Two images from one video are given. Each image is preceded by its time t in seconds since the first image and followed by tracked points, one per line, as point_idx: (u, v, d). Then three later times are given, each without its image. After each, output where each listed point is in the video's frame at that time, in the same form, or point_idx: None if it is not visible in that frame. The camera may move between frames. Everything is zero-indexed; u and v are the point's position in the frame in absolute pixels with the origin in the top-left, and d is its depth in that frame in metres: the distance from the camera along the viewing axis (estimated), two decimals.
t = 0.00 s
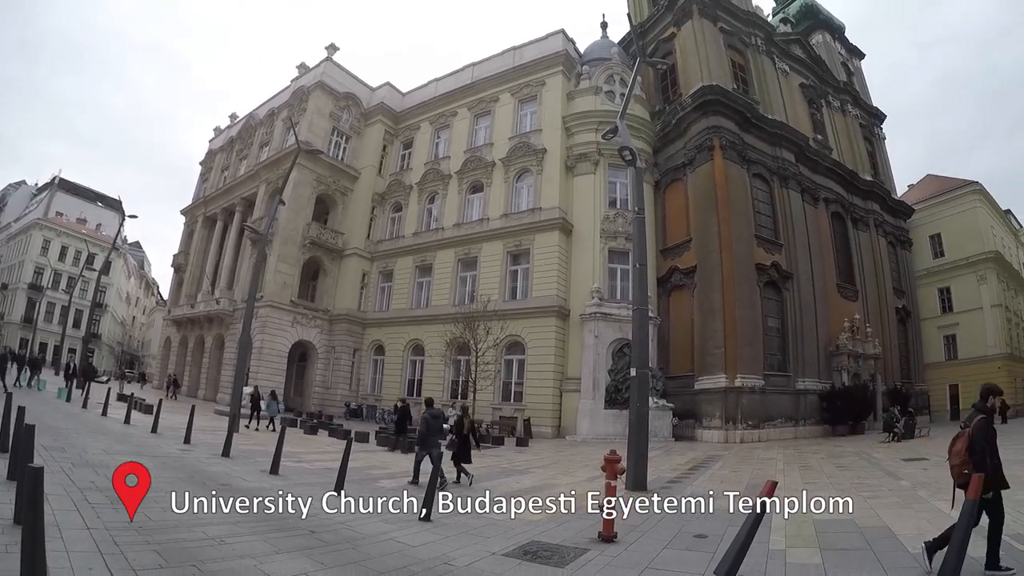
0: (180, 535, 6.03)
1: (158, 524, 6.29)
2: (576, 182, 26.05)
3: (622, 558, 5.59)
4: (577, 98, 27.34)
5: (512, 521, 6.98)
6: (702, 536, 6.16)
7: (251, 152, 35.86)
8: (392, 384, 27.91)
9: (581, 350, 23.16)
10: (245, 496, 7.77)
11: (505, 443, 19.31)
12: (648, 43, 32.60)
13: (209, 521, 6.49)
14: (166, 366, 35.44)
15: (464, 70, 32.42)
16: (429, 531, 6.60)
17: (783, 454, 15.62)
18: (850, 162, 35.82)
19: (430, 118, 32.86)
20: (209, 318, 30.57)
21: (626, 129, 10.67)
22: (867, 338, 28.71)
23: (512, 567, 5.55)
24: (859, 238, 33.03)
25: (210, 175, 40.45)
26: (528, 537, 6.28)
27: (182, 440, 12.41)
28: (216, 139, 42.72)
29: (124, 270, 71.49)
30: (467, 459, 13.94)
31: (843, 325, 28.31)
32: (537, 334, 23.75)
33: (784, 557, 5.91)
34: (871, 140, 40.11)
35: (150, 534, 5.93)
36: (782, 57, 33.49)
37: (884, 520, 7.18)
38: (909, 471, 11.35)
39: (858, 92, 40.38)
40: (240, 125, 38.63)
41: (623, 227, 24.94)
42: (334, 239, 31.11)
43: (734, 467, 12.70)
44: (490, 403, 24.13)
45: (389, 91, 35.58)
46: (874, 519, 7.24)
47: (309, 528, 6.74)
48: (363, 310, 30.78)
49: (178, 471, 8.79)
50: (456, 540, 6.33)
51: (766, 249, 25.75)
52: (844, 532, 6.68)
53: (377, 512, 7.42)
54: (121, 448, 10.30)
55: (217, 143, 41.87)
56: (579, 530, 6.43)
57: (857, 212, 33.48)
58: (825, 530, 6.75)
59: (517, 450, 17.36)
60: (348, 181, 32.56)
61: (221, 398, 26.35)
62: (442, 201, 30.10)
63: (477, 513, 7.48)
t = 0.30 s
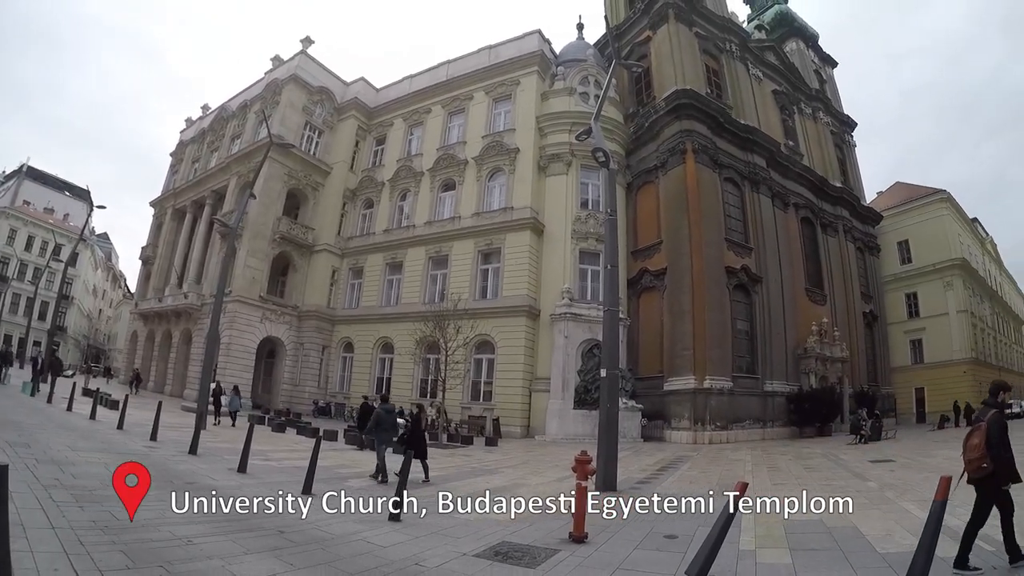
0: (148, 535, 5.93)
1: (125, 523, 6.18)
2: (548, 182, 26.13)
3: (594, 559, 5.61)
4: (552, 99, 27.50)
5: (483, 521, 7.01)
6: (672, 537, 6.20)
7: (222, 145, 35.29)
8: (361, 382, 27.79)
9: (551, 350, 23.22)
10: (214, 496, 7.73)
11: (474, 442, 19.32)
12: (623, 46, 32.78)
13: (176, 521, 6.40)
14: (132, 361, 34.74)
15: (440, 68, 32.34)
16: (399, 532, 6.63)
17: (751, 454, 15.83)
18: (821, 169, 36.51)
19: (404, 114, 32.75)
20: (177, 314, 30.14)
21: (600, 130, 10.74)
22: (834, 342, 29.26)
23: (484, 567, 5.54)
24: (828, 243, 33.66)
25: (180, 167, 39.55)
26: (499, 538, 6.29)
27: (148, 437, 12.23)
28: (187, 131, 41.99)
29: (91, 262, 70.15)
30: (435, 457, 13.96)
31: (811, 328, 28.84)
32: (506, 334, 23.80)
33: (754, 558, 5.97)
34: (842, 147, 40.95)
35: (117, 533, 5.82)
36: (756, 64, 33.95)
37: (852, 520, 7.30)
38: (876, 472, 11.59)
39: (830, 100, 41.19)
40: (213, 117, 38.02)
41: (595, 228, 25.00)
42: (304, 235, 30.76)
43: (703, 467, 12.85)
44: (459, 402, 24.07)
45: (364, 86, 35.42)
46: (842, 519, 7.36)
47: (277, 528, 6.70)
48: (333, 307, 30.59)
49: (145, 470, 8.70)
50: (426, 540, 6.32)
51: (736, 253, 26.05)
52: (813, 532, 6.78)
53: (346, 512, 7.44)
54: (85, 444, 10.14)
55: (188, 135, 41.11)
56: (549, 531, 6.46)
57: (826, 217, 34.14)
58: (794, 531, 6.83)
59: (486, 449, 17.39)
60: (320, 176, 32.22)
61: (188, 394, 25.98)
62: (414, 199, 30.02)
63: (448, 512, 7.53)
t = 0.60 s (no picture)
0: (107, 534, 5.81)
1: (83, 522, 6.06)
2: (516, 180, 26.24)
3: (558, 557, 5.66)
4: (522, 97, 27.61)
5: (447, 517, 7.07)
6: (635, 535, 6.28)
7: (187, 132, 34.49)
8: (323, 377, 27.59)
9: (514, 348, 23.36)
10: (177, 494, 7.69)
11: (436, 439, 19.36)
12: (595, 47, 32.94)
13: (137, 519, 6.29)
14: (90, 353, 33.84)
15: (410, 62, 32.18)
16: (363, 530, 6.64)
17: (711, 454, 16.12)
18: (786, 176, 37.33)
19: (373, 107, 32.50)
20: (137, 305, 29.52)
21: (570, 130, 10.82)
22: (795, 344, 29.94)
23: (448, 566, 5.54)
24: (791, 248, 34.44)
25: (144, 154, 38.34)
26: (462, 536, 6.32)
27: (106, 433, 11.99)
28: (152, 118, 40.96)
29: (50, 250, 68.15)
30: (398, 454, 13.95)
31: (772, 330, 29.48)
32: (468, 331, 23.87)
33: (715, 555, 6.08)
34: (807, 154, 41.97)
35: (75, 532, 5.70)
36: (726, 70, 34.45)
37: (812, 519, 7.48)
38: (834, 472, 11.92)
39: (798, 108, 42.15)
40: (179, 104, 37.11)
41: (560, 227, 25.27)
42: (269, 227, 30.30)
43: (664, 466, 13.04)
44: (422, 399, 24.01)
45: (333, 78, 35.09)
46: (802, 518, 7.53)
47: (239, 526, 6.64)
48: (295, 301, 30.27)
49: (104, 468, 8.59)
50: (390, 539, 6.32)
51: (700, 255, 26.40)
52: (773, 531, 6.91)
53: (310, 509, 7.50)
54: (41, 439, 9.94)
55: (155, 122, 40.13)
56: (513, 529, 6.51)
57: (790, 222, 34.89)
58: (755, 529, 6.96)
59: (448, 446, 17.44)
60: (285, 168, 31.74)
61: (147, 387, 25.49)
62: (380, 193, 29.85)
63: (413, 509, 7.62)
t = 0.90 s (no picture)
0: (70, 530, 5.69)
1: (46, 517, 5.94)
2: (488, 177, 26.28)
3: (527, 554, 5.66)
4: (497, 94, 27.65)
5: (417, 514, 7.07)
6: (605, 533, 6.32)
7: (159, 120, 33.76)
8: (290, 371, 27.33)
9: (483, 345, 23.46)
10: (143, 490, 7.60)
11: (404, 435, 19.33)
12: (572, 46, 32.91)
13: (102, 515, 6.18)
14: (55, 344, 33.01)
15: (386, 55, 31.95)
16: (331, 527, 6.60)
17: (679, 453, 16.33)
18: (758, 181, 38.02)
19: (347, 99, 32.21)
20: (103, 295, 28.91)
21: (543, 129, 10.93)
22: (762, 347, 30.50)
23: (415, 563, 5.51)
24: (760, 251, 35.08)
25: (113, 140, 37.20)
26: (431, 533, 6.30)
27: (69, 426, 11.72)
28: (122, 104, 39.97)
29: (14, 237, 66.23)
30: (365, 449, 13.90)
31: (740, 332, 29.97)
32: (437, 327, 23.86)
33: (684, 553, 6.11)
34: (779, 159, 42.79)
35: (39, 528, 5.57)
36: (702, 73, 34.89)
37: (780, 518, 7.58)
38: (798, 472, 12.19)
39: (771, 114, 42.93)
40: (150, 90, 36.30)
41: (532, 225, 25.33)
42: (238, 218, 29.81)
43: (630, 465, 13.18)
44: (390, 394, 23.96)
45: (309, 68, 34.68)
46: (771, 517, 7.62)
47: (207, 523, 6.55)
48: (264, 294, 29.89)
49: (67, 462, 8.43)
50: (359, 536, 6.27)
51: (670, 256, 26.68)
52: (741, 530, 7.00)
53: (278, 505, 7.46)
54: None
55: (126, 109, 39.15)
56: (482, 526, 6.53)
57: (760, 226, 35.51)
58: (724, 528, 7.04)
59: (416, 443, 17.41)
60: (257, 158, 31.26)
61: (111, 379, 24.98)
62: (352, 186, 29.59)
63: (382, 505, 7.62)
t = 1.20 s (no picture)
0: (38, 523, 5.58)
1: (13, 510, 5.82)
2: (465, 172, 26.25)
3: (499, 550, 5.66)
4: (476, 89, 27.60)
5: (391, 510, 7.05)
6: (577, 530, 6.36)
7: (135, 107, 33.07)
8: (263, 365, 27.03)
9: (457, 341, 23.51)
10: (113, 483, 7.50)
11: (377, 430, 19.27)
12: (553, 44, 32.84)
13: (72, 509, 6.08)
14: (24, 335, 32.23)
15: (366, 48, 31.66)
16: (304, 522, 6.55)
17: (652, 451, 16.48)
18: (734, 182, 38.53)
19: (325, 91, 31.85)
20: (74, 285, 28.35)
21: (521, 126, 10.99)
22: (735, 346, 30.96)
23: (388, 559, 5.48)
24: (735, 252, 35.57)
25: (88, 127, 36.32)
26: (404, 529, 6.29)
27: (38, 418, 11.50)
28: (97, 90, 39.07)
29: None
30: (338, 444, 13.81)
31: (714, 332, 30.36)
32: (412, 322, 23.81)
33: (656, 550, 6.11)
34: (755, 162, 43.37)
35: (6, 522, 5.46)
36: (681, 74, 35.18)
37: (751, 516, 7.70)
38: (769, 471, 12.40)
39: (749, 117, 43.52)
40: (126, 76, 35.55)
41: (507, 221, 25.40)
42: (213, 208, 29.35)
43: (603, 462, 13.28)
44: (363, 388, 23.87)
45: (287, 59, 34.22)
46: (742, 515, 7.73)
47: (178, 517, 6.46)
48: (237, 286, 29.49)
49: (35, 455, 8.28)
50: (331, 531, 6.23)
51: (645, 255, 26.89)
52: (713, 527, 7.07)
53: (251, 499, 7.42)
54: None
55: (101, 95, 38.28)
56: (455, 521, 6.55)
57: (735, 227, 35.99)
58: (696, 525, 7.12)
59: (388, 438, 17.35)
60: (233, 148, 30.79)
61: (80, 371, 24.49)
62: (328, 178, 29.31)
63: (355, 500, 7.60)
